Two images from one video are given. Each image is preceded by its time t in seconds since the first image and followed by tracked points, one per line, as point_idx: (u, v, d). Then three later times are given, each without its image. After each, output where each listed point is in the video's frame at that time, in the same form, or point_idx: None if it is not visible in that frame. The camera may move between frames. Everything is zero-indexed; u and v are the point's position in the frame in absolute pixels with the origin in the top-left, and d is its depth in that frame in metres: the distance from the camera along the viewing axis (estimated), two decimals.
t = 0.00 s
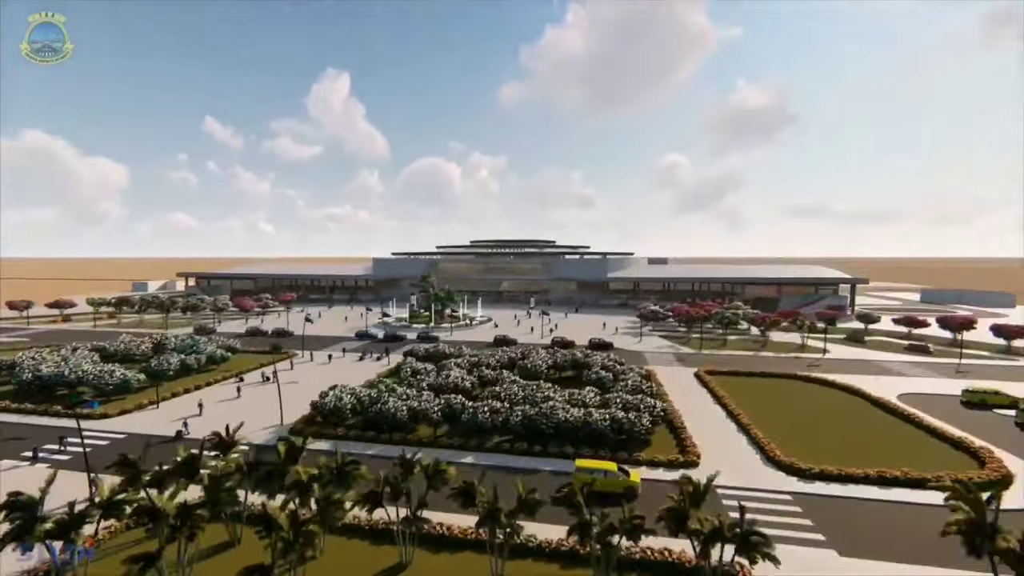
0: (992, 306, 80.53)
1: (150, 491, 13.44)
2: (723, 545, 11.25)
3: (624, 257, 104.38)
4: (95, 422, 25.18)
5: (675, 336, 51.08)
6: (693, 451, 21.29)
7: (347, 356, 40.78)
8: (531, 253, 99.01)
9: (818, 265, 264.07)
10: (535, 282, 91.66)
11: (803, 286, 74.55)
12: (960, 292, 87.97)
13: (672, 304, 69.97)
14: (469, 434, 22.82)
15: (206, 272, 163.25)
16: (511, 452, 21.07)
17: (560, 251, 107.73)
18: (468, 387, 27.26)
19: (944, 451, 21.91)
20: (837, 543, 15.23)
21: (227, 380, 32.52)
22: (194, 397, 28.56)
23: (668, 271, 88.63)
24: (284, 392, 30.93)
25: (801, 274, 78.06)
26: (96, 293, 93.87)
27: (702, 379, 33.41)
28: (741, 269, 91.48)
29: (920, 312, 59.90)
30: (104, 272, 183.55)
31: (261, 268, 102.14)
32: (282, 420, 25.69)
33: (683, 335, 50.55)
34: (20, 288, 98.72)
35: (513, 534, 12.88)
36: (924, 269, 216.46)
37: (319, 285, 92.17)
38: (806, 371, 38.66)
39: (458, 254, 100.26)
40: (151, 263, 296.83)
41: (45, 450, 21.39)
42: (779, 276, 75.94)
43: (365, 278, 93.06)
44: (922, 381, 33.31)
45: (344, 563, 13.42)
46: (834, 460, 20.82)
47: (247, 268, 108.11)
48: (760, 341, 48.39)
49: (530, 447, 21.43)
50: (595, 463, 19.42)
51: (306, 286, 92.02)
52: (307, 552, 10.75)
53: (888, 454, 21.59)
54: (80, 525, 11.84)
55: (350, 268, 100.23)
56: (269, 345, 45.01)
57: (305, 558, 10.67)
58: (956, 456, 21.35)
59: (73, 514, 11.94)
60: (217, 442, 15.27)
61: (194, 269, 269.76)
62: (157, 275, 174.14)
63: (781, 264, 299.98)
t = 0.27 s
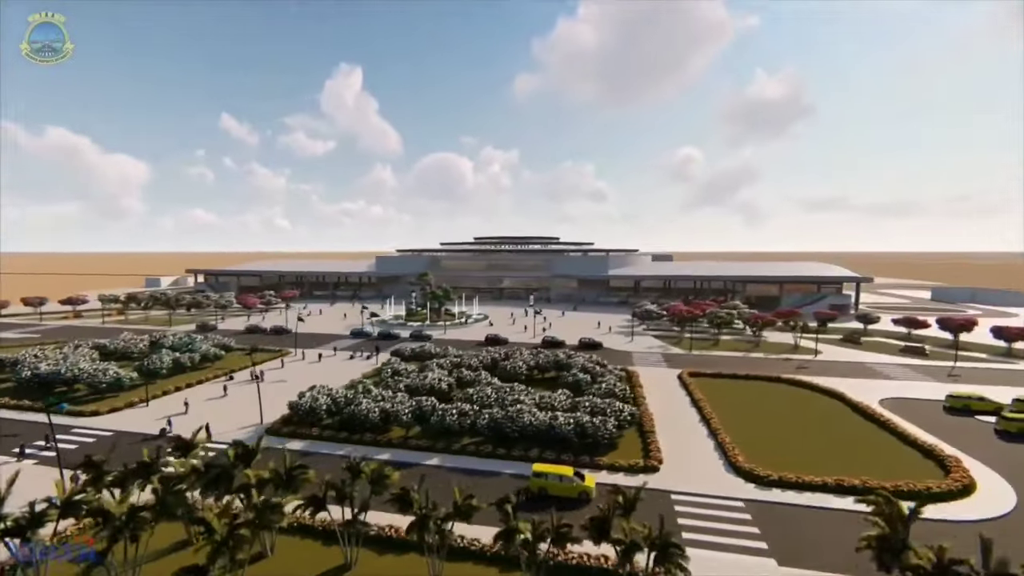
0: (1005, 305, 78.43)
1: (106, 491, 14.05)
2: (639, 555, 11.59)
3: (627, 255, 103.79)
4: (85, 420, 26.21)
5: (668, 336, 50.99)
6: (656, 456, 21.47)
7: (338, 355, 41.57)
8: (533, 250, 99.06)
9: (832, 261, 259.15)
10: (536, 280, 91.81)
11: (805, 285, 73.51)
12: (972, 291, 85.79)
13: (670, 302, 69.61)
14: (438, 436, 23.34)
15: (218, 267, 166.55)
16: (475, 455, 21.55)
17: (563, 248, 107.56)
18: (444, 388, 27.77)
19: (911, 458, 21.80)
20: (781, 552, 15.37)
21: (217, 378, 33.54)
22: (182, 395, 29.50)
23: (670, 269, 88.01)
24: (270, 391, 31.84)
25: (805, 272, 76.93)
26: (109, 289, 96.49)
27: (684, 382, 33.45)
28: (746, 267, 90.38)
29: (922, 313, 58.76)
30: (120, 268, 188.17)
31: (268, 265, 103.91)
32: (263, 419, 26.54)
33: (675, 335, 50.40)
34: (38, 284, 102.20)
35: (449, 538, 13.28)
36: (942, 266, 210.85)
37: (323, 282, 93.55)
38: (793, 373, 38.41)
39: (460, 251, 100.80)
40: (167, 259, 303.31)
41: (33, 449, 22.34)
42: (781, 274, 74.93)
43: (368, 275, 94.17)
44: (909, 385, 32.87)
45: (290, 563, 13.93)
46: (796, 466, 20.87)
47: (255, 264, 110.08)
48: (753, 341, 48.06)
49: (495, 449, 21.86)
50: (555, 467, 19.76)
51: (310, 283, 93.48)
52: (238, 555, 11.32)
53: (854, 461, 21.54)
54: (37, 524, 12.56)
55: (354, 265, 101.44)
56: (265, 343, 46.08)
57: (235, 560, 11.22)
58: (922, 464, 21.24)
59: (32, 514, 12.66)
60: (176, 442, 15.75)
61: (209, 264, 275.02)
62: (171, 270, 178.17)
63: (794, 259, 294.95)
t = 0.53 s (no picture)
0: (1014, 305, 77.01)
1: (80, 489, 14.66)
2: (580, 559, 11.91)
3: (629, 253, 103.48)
4: (81, 418, 27.10)
5: (662, 335, 51.02)
6: (628, 458, 21.73)
7: (332, 353, 42.25)
8: (535, 247, 99.21)
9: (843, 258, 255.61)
10: (537, 278, 92.03)
11: (807, 284, 72.82)
12: (981, 290, 84.27)
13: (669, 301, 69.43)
14: (416, 435, 23.82)
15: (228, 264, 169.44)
16: (450, 455, 22.01)
17: (565, 246, 107.56)
18: (427, 389, 28.24)
19: (886, 463, 21.79)
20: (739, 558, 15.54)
21: (211, 376, 34.40)
22: (176, 393, 30.32)
23: (671, 268, 87.70)
24: (262, 389, 32.61)
25: (808, 271, 76.17)
26: (119, 286, 98.68)
27: (670, 383, 33.54)
28: (748, 266, 89.71)
29: (924, 313, 57.99)
30: (133, 265, 192.00)
31: (273, 262, 105.38)
32: (250, 418, 27.25)
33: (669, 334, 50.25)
34: (53, 280, 105.11)
35: (403, 538, 13.68)
36: (957, 263, 206.74)
37: (327, 280, 94.69)
38: (784, 374, 38.30)
39: (462, 249, 101.32)
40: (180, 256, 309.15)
41: (26, 447, 23.17)
42: (783, 273, 74.27)
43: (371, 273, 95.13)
44: (898, 387, 32.63)
45: (254, 561, 14.40)
46: (767, 468, 21.01)
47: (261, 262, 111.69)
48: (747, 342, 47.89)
49: (470, 450, 22.30)
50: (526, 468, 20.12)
51: (314, 280, 94.68)
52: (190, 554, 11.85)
53: (826, 464, 21.64)
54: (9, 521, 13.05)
55: (357, 262, 102.51)
56: (263, 341, 47.00)
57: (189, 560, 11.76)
58: (895, 468, 21.28)
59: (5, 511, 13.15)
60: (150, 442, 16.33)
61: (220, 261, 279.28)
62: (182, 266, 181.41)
63: (805, 256, 291.15)
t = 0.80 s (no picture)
0: None
1: (52, 484, 15.52)
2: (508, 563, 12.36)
3: (632, 250, 103.00)
4: (77, 413, 28.43)
5: (655, 334, 51.02)
6: (592, 460, 22.11)
7: (325, 351, 43.27)
8: (538, 244, 99.38)
9: (859, 254, 249.94)
10: (539, 276, 92.28)
11: (810, 282, 71.81)
12: (994, 288, 82.04)
13: (668, 299, 69.16)
14: (389, 435, 24.51)
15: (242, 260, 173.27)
16: (419, 455, 22.66)
17: (569, 243, 107.51)
18: (406, 389, 28.90)
19: (851, 468, 21.79)
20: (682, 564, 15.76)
21: (205, 373, 35.61)
22: (169, 389, 31.54)
23: (674, 265, 87.17)
24: (252, 386, 33.70)
25: (812, 269, 75.03)
26: (134, 281, 101.69)
27: (652, 385, 33.71)
28: (753, 263, 88.60)
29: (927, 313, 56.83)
30: (151, 260, 197.48)
31: (282, 258, 107.46)
32: (236, 414, 28.26)
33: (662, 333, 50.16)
34: (73, 275, 108.97)
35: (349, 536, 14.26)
36: (978, 259, 200.87)
37: (332, 276, 96.29)
38: (771, 375, 38.13)
39: (466, 245, 101.98)
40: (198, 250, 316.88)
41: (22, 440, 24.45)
42: (785, 271, 73.36)
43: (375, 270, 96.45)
44: (883, 391, 32.29)
45: (214, 556, 15.13)
46: (728, 472, 21.19)
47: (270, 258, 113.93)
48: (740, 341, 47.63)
49: (438, 450, 22.92)
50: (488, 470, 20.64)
51: (320, 276, 96.35)
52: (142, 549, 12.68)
53: (789, 467, 21.72)
54: None
55: (363, 259, 103.96)
56: (261, 338, 48.31)
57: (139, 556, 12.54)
58: (859, 473, 21.26)
59: None
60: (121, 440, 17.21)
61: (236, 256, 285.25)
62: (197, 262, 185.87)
63: (820, 252, 285.55)
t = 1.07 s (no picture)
0: None
1: (37, 479, 16.24)
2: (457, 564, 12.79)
3: (635, 248, 102.61)
4: (76, 409, 29.47)
5: (649, 334, 51.06)
6: (566, 461, 22.43)
7: (320, 349, 44.08)
8: (540, 242, 99.47)
9: (871, 250, 245.71)
10: (540, 274, 92.52)
11: (812, 281, 71.03)
12: (1005, 287, 80.33)
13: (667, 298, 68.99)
14: (371, 434, 25.07)
15: (251, 256, 176.04)
16: (396, 455, 23.19)
17: (572, 240, 107.47)
18: (391, 387, 29.44)
19: (825, 471, 21.80)
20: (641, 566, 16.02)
21: (202, 370, 36.59)
22: (165, 386, 32.51)
23: (675, 263, 86.78)
24: (246, 382, 34.52)
25: (815, 267, 74.13)
26: (145, 278, 104.01)
27: (638, 386, 33.90)
28: (756, 262, 87.83)
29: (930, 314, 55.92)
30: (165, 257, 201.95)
31: (288, 255, 109.00)
32: (226, 411, 29.07)
33: (656, 333, 50.13)
34: (86, 271, 111.87)
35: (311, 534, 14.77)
36: (994, 256, 196.60)
37: (336, 273, 97.52)
38: (760, 377, 38.04)
39: (468, 243, 102.47)
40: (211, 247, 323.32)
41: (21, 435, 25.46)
42: (787, 269, 72.70)
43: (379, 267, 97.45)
44: (871, 393, 32.07)
45: (188, 550, 15.76)
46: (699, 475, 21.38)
47: (277, 255, 115.57)
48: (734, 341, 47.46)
49: (416, 449, 23.44)
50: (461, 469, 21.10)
51: (325, 273, 97.63)
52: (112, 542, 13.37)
53: (762, 470, 21.84)
54: None
55: (367, 256, 105.02)
56: (261, 336, 49.33)
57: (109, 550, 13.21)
58: (831, 477, 21.31)
59: None
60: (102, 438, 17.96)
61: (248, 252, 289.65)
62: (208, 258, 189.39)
63: (832, 249, 281.30)
